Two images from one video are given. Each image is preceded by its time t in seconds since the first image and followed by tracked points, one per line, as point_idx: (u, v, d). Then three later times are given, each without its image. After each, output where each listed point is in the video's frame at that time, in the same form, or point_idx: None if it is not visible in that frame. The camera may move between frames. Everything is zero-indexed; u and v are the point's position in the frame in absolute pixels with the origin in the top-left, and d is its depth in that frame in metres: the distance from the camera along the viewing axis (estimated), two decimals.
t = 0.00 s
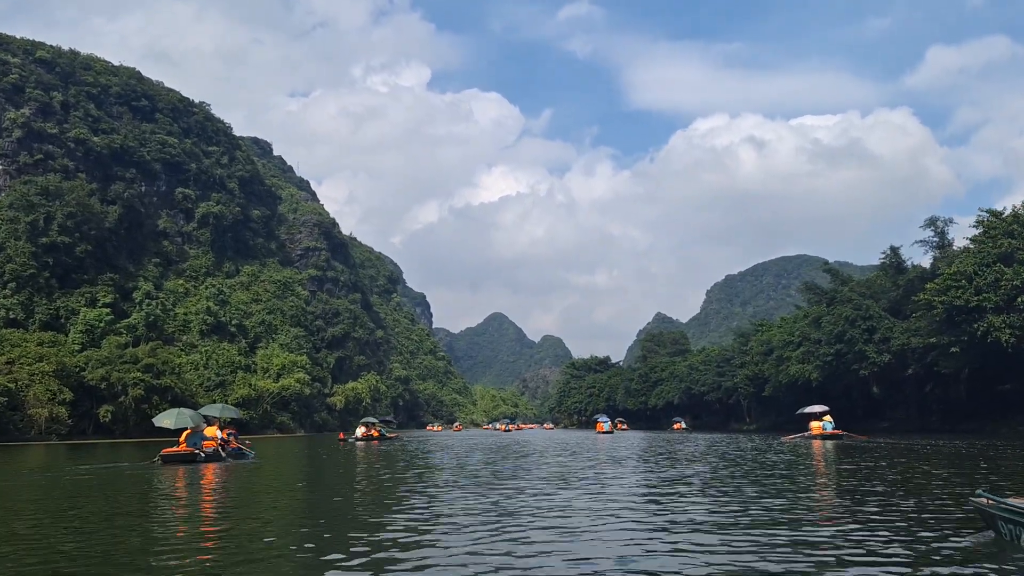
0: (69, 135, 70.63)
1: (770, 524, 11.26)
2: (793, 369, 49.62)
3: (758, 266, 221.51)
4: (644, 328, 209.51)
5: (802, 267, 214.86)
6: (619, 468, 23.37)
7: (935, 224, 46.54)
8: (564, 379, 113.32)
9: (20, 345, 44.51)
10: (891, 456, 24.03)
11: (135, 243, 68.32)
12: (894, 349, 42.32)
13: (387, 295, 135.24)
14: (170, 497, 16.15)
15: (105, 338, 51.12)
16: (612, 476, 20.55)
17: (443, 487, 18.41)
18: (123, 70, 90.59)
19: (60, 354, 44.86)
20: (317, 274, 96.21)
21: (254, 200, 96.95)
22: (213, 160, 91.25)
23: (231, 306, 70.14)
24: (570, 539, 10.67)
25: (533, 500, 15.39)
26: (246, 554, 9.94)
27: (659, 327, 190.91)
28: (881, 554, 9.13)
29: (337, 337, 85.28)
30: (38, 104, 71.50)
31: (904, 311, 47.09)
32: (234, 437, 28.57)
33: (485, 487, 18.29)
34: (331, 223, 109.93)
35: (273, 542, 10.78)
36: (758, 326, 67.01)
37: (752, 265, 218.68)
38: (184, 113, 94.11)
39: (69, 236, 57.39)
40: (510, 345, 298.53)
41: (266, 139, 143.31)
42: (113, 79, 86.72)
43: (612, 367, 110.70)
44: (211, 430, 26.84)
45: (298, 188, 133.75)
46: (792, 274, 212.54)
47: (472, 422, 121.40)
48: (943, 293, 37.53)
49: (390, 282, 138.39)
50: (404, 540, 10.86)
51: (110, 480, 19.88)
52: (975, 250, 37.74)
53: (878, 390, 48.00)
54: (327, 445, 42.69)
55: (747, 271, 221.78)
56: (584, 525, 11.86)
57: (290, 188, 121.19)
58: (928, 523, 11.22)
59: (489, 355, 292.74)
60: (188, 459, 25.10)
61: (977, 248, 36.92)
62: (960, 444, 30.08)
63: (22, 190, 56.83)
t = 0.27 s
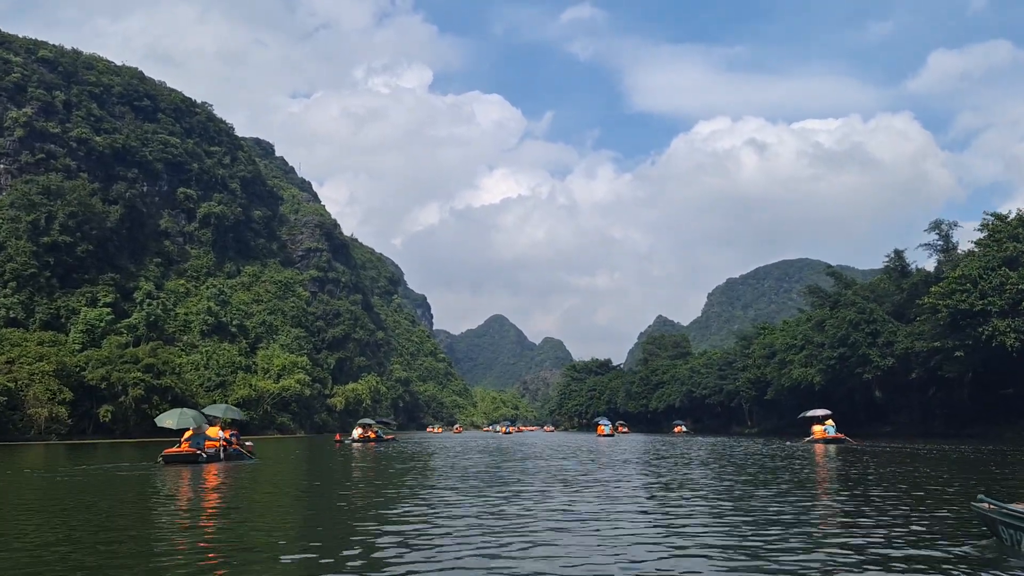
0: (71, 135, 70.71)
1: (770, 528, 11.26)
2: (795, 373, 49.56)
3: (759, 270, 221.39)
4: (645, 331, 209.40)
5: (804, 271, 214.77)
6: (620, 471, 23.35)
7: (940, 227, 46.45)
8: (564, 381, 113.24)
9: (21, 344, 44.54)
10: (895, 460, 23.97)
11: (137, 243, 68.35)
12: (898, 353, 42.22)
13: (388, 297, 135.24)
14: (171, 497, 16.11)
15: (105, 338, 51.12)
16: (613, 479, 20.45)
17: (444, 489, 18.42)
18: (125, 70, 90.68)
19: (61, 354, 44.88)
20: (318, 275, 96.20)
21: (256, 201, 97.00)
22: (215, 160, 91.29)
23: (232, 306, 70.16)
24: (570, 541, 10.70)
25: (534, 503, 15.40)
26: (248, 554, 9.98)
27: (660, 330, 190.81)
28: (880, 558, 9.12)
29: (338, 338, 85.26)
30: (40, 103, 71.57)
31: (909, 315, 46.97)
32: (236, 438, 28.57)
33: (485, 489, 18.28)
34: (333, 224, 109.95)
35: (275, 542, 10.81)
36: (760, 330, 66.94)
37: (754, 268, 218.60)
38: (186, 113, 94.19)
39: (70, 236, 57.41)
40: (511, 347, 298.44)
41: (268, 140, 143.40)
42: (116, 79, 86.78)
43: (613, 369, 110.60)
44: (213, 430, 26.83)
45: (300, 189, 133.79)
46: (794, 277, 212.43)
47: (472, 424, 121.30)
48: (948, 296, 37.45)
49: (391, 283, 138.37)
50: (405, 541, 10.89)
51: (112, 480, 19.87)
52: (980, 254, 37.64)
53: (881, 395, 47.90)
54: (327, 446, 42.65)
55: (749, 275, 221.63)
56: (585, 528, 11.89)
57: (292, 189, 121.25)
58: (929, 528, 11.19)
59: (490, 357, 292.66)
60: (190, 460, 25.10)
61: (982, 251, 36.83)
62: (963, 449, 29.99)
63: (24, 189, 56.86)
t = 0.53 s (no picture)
0: (72, 133, 70.79)
1: (771, 530, 11.24)
2: (798, 375, 49.51)
3: (761, 272, 221.38)
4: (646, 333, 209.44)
5: (805, 274, 214.72)
6: (621, 473, 23.30)
7: (944, 230, 46.36)
8: (565, 383, 113.18)
9: (21, 342, 44.57)
10: (899, 464, 23.89)
11: (138, 242, 68.38)
12: (902, 355, 42.12)
13: (389, 297, 135.28)
14: (170, 497, 16.03)
15: (106, 336, 51.13)
16: (614, 482, 20.37)
17: (444, 490, 18.38)
18: (128, 69, 90.77)
19: (61, 352, 44.90)
20: (319, 275, 96.20)
21: (258, 201, 97.06)
22: (217, 159, 91.35)
23: (234, 306, 70.20)
24: (571, 543, 10.67)
25: (534, 504, 15.37)
26: (247, 555, 9.95)
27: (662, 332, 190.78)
28: (880, 562, 9.09)
29: (339, 338, 85.27)
30: (42, 102, 71.63)
31: (913, 317, 46.87)
32: (238, 437, 28.55)
33: (485, 491, 18.24)
34: (334, 224, 110.00)
35: (275, 542, 10.78)
36: (762, 332, 66.90)
37: (755, 271, 218.56)
38: (188, 112, 94.28)
39: (71, 234, 57.42)
40: (512, 349, 298.48)
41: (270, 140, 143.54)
42: (118, 78, 86.86)
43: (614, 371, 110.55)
44: (215, 430, 26.81)
45: (302, 189, 133.91)
46: (795, 280, 212.40)
47: (473, 425, 121.29)
48: (953, 299, 37.38)
49: (392, 283, 138.43)
50: (405, 542, 10.86)
51: (113, 479, 19.82)
52: (985, 256, 37.53)
53: (884, 398, 47.81)
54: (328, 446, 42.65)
55: (751, 277, 221.51)
56: (586, 529, 11.87)
57: (294, 189, 121.31)
58: (929, 532, 11.14)
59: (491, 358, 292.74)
60: (192, 459, 25.09)
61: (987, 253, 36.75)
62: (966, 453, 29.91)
63: (25, 187, 56.94)
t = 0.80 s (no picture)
0: (74, 132, 70.83)
1: (773, 533, 11.22)
2: (800, 377, 49.48)
3: (763, 274, 221.42)
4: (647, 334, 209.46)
5: (807, 276, 214.67)
6: (620, 475, 23.27)
7: (949, 231, 46.22)
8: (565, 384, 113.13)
9: (20, 341, 44.55)
10: (903, 467, 23.84)
11: (138, 241, 68.40)
12: (906, 357, 42.00)
13: (391, 297, 135.33)
14: (171, 496, 16.00)
15: (107, 335, 51.10)
16: (616, 483, 20.33)
17: (443, 490, 18.37)
18: (129, 68, 90.79)
19: (61, 351, 44.93)
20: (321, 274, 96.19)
21: (259, 200, 97.11)
22: (218, 159, 91.35)
23: (234, 305, 70.25)
24: (573, 544, 10.71)
25: (535, 505, 15.33)
26: (249, 553, 9.96)
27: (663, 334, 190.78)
28: (877, 566, 9.05)
29: (340, 338, 85.29)
30: (44, 100, 71.67)
31: (917, 319, 46.79)
32: (240, 436, 28.54)
33: (485, 492, 18.25)
34: (335, 224, 110.01)
35: (276, 542, 10.79)
36: (764, 334, 66.88)
37: (756, 273, 218.52)
38: (190, 111, 94.35)
39: (72, 233, 57.42)
40: (512, 350, 298.61)
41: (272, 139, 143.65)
42: (120, 76, 86.91)
43: (615, 372, 110.56)
44: (217, 429, 26.81)
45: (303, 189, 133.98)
46: (796, 282, 212.46)
47: (474, 425, 121.30)
48: (958, 300, 37.30)
49: (394, 283, 138.53)
50: (408, 543, 10.84)
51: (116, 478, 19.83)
52: (991, 258, 37.43)
53: (887, 400, 47.78)
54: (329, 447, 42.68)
55: (752, 279, 221.36)
56: (588, 531, 11.87)
57: (295, 188, 121.30)
58: (928, 535, 11.11)
59: (492, 359, 292.87)
60: (195, 458, 25.08)
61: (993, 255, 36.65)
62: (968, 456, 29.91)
63: (26, 185, 56.97)
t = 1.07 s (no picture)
0: (75, 132, 70.91)
1: (774, 536, 11.26)
2: (802, 379, 49.45)
3: (764, 277, 221.35)
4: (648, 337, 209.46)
5: (808, 279, 214.63)
6: (622, 477, 23.27)
7: (953, 233, 46.16)
8: (566, 386, 113.07)
9: (21, 340, 44.59)
10: (906, 470, 23.81)
11: (140, 241, 68.45)
12: (909, 360, 41.88)
13: (391, 298, 135.34)
14: (174, 496, 16.05)
15: (107, 335, 51.13)
16: (618, 485, 20.34)
17: (445, 492, 18.40)
18: (131, 68, 90.89)
19: (62, 351, 44.96)
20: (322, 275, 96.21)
21: (260, 200, 97.16)
22: (220, 159, 91.39)
23: (235, 306, 70.27)
24: (574, 545, 10.76)
25: (536, 507, 15.37)
26: (252, 553, 10.04)
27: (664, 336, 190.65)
28: (876, 569, 9.06)
29: (341, 339, 85.27)
30: (45, 99, 71.76)
31: (920, 321, 46.70)
32: (242, 437, 28.54)
33: (487, 493, 18.27)
34: (337, 225, 110.04)
35: (280, 541, 10.87)
36: (765, 336, 66.81)
37: (758, 275, 218.44)
38: (192, 111, 94.43)
39: (73, 233, 57.46)
40: (513, 352, 298.57)
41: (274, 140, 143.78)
42: (122, 76, 86.98)
43: (615, 375, 110.49)
44: (219, 429, 26.81)
45: (305, 189, 134.09)
46: (798, 285, 212.36)
47: (474, 427, 121.27)
48: (963, 303, 37.27)
49: (395, 284, 138.52)
50: (410, 543, 10.92)
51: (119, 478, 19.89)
52: (995, 260, 37.39)
53: (889, 402, 47.73)
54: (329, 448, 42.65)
55: (754, 281, 221.22)
56: (589, 533, 11.92)
57: (297, 189, 121.37)
58: (928, 539, 11.10)
59: (493, 361, 292.81)
60: (197, 459, 25.10)
61: (998, 257, 36.61)
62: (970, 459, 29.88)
63: (28, 184, 57.06)
